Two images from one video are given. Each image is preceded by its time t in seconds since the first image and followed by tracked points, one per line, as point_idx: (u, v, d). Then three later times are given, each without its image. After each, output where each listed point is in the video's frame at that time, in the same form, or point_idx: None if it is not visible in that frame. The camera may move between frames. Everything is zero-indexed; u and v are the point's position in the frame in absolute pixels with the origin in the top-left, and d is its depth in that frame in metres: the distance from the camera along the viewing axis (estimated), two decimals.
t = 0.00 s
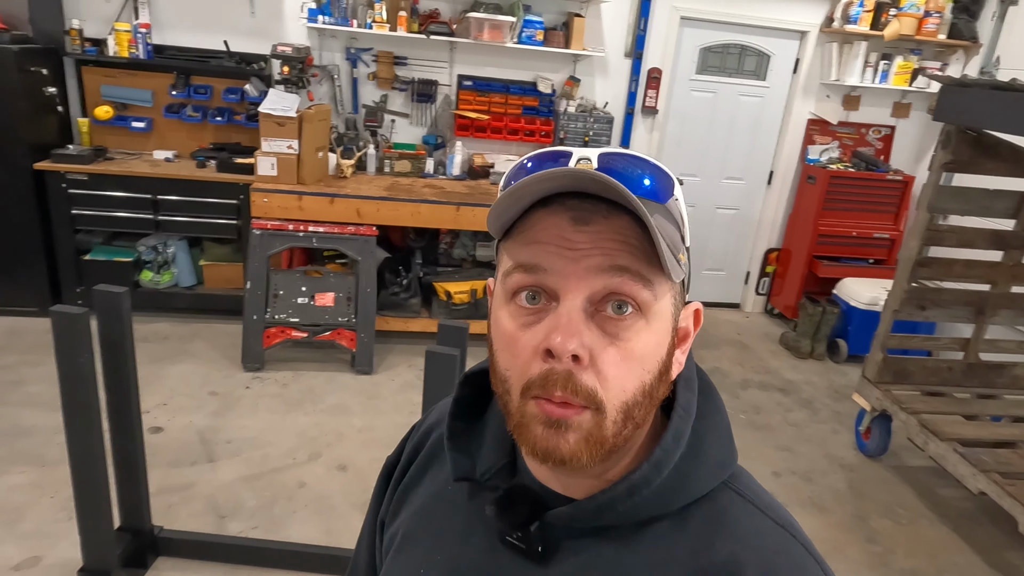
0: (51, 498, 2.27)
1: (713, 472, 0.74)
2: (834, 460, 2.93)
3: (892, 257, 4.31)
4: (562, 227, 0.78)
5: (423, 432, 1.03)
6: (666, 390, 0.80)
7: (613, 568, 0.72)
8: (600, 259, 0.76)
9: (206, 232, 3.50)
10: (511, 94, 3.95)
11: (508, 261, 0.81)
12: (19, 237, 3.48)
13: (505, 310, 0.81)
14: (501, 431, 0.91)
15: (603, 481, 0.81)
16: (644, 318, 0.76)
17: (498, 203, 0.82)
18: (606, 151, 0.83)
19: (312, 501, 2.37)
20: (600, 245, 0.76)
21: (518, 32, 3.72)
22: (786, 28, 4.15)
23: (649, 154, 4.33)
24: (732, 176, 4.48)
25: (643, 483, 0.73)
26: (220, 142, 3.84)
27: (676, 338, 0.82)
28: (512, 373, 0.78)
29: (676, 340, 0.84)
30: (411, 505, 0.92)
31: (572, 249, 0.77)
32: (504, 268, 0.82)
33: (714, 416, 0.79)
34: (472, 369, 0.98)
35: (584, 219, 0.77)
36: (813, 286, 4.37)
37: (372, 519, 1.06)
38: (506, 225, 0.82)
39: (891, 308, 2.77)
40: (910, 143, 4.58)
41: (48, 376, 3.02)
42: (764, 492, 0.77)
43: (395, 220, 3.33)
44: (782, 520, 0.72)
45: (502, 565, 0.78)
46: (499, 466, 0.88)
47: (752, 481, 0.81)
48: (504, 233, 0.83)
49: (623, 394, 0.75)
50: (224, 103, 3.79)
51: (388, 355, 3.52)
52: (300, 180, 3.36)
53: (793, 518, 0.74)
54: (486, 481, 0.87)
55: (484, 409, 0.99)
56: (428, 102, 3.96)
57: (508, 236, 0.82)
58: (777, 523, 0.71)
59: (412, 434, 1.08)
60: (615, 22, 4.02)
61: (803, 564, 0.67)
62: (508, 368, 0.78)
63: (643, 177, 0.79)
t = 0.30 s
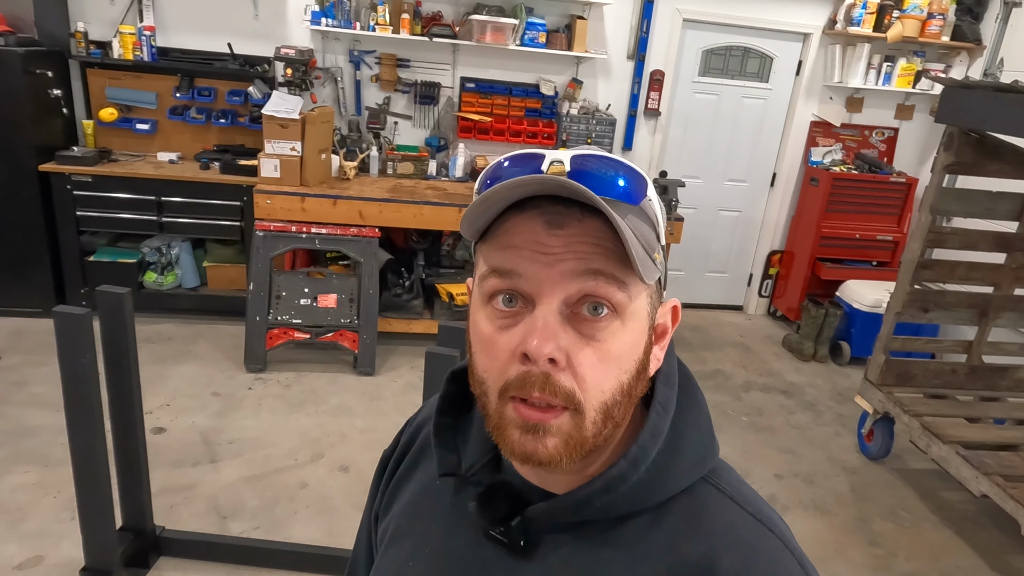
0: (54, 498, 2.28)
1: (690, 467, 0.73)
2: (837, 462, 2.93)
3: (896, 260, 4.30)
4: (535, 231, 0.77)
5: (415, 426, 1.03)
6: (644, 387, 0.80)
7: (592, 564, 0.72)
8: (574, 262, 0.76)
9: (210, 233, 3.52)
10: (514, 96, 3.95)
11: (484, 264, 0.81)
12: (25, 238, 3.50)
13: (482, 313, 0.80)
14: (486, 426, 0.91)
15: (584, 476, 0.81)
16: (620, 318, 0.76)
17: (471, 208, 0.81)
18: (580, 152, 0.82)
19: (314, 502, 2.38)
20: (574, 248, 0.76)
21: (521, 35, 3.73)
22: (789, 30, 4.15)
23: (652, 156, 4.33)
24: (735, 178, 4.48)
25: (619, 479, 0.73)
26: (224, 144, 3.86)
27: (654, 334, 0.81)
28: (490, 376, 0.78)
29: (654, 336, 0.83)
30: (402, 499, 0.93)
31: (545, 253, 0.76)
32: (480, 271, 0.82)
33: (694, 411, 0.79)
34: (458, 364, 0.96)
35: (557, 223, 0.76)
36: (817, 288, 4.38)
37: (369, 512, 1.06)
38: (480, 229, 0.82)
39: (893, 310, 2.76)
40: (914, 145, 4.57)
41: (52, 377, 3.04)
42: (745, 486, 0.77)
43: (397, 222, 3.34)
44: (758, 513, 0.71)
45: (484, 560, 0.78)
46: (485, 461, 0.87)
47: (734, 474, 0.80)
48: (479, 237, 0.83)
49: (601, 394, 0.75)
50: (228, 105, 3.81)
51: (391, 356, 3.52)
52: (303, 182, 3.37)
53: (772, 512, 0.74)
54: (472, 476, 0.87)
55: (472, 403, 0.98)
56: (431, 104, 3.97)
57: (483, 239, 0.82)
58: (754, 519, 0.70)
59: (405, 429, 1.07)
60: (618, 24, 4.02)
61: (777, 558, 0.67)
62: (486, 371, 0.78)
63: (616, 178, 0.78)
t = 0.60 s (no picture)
0: (53, 498, 2.28)
1: (694, 458, 0.74)
2: (835, 464, 2.93)
3: (893, 262, 4.32)
4: (543, 226, 0.78)
5: (417, 422, 1.03)
6: (649, 381, 0.80)
7: (596, 559, 0.73)
8: (580, 257, 0.76)
9: (209, 235, 3.52)
10: (513, 99, 3.96)
11: (491, 258, 0.81)
12: (24, 239, 3.50)
13: (489, 306, 0.81)
14: (490, 421, 0.91)
15: (590, 470, 0.82)
16: (626, 313, 0.76)
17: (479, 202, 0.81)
18: (586, 147, 0.83)
19: (314, 503, 2.38)
20: (580, 243, 0.76)
21: (520, 37, 3.75)
22: (787, 34, 4.17)
23: (651, 159, 4.34)
24: (733, 181, 4.50)
25: (624, 472, 0.73)
26: (223, 145, 3.86)
27: (659, 329, 0.82)
28: (496, 369, 0.79)
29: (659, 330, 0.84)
30: (406, 495, 0.93)
31: (552, 247, 0.77)
32: (487, 265, 0.82)
33: (698, 404, 0.79)
34: (461, 359, 0.97)
35: (563, 218, 0.77)
36: (815, 291, 4.38)
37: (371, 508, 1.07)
38: (488, 223, 0.82)
39: (891, 312, 2.77)
40: (911, 148, 4.59)
41: (51, 378, 3.03)
42: (749, 478, 0.77)
43: (397, 224, 3.34)
44: (762, 503, 0.72)
45: (490, 554, 0.78)
46: (489, 456, 0.88)
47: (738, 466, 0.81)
48: (486, 231, 0.83)
49: (607, 388, 0.75)
50: (228, 107, 3.82)
51: (390, 358, 3.53)
52: (303, 183, 3.38)
53: (777, 503, 0.74)
54: (476, 471, 0.87)
55: (475, 399, 0.98)
56: (431, 107, 3.98)
57: (490, 234, 0.82)
58: (759, 510, 0.71)
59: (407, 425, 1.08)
60: (618, 27, 4.03)
61: (783, 548, 0.67)
62: (492, 363, 0.79)
63: (624, 172, 0.79)
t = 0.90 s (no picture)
0: (47, 501, 2.26)
1: (709, 464, 0.73)
2: (832, 464, 2.94)
3: (888, 263, 4.34)
4: (556, 231, 0.77)
5: (420, 429, 1.02)
6: (661, 391, 0.80)
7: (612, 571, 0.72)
8: (594, 266, 0.75)
9: (203, 236, 3.50)
10: (509, 99, 3.95)
11: (501, 262, 0.81)
12: (17, 240, 3.47)
13: (498, 311, 0.81)
14: (497, 429, 0.91)
15: (599, 479, 0.81)
16: (639, 323, 0.76)
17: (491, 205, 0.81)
18: (602, 152, 0.83)
19: (311, 505, 2.36)
20: (594, 250, 0.75)
21: (517, 38, 3.75)
22: (782, 35, 4.18)
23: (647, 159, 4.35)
24: (729, 182, 4.50)
25: (639, 480, 0.72)
26: (218, 145, 3.84)
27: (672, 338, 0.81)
28: (505, 376, 0.78)
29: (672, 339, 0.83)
30: (412, 505, 0.92)
31: (566, 254, 0.76)
32: (497, 269, 0.82)
33: (710, 409, 0.79)
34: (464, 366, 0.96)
35: (578, 224, 0.76)
36: (811, 292, 4.35)
37: (373, 517, 1.06)
38: (500, 226, 0.82)
39: (886, 312, 2.79)
40: (905, 149, 4.61)
41: (45, 380, 3.01)
42: (763, 482, 0.77)
43: (393, 224, 3.33)
44: (778, 508, 0.72)
45: (504, 566, 0.78)
46: (497, 465, 0.87)
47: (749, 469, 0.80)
48: (497, 234, 0.83)
49: (618, 399, 0.75)
50: (222, 107, 3.80)
51: (386, 359, 3.51)
52: (298, 184, 3.37)
53: (791, 507, 0.74)
54: (484, 480, 0.87)
55: (479, 405, 0.98)
56: (427, 107, 3.97)
57: (501, 237, 0.82)
58: (776, 516, 0.71)
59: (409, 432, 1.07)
60: (614, 27, 4.04)
61: (802, 555, 0.67)
62: (502, 370, 0.79)
63: (641, 177, 0.78)
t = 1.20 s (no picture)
0: (47, 502, 2.25)
1: (725, 480, 0.73)
2: (831, 464, 2.95)
3: (886, 262, 4.35)
4: (576, 248, 0.77)
5: (432, 436, 1.02)
6: (680, 406, 0.80)
7: None
8: (614, 284, 0.75)
9: (202, 235, 3.49)
10: (508, 99, 3.96)
11: (520, 276, 0.81)
12: (14, 240, 3.46)
13: (516, 325, 0.81)
14: (510, 439, 0.91)
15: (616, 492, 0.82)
16: (659, 342, 0.76)
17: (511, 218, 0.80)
18: (624, 165, 0.82)
19: (311, 505, 2.36)
20: (614, 269, 0.75)
21: (516, 37, 3.75)
22: (781, 35, 4.19)
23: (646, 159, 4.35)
24: (727, 182, 4.51)
25: (656, 494, 0.73)
26: (216, 145, 3.83)
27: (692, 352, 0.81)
28: (522, 391, 0.79)
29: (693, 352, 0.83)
30: (423, 512, 0.93)
31: (585, 272, 0.76)
32: (515, 282, 0.82)
33: (727, 423, 0.79)
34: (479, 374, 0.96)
35: (598, 241, 0.76)
36: (809, 291, 4.37)
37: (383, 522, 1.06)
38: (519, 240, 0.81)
39: (886, 312, 2.79)
40: (904, 148, 4.62)
41: (43, 380, 3.00)
42: (779, 498, 0.77)
43: (393, 224, 3.33)
44: (795, 525, 0.72)
45: None
46: (510, 475, 0.88)
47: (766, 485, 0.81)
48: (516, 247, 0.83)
49: (635, 417, 0.75)
50: (221, 107, 3.79)
51: (385, 358, 3.52)
52: (297, 183, 3.36)
53: (807, 524, 0.74)
54: (497, 490, 0.87)
55: (492, 414, 0.98)
56: (426, 107, 3.96)
57: (519, 250, 0.82)
58: (792, 533, 0.71)
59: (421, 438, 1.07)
60: (613, 26, 4.04)
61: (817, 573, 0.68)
62: (519, 384, 0.79)
63: (664, 189, 0.78)
